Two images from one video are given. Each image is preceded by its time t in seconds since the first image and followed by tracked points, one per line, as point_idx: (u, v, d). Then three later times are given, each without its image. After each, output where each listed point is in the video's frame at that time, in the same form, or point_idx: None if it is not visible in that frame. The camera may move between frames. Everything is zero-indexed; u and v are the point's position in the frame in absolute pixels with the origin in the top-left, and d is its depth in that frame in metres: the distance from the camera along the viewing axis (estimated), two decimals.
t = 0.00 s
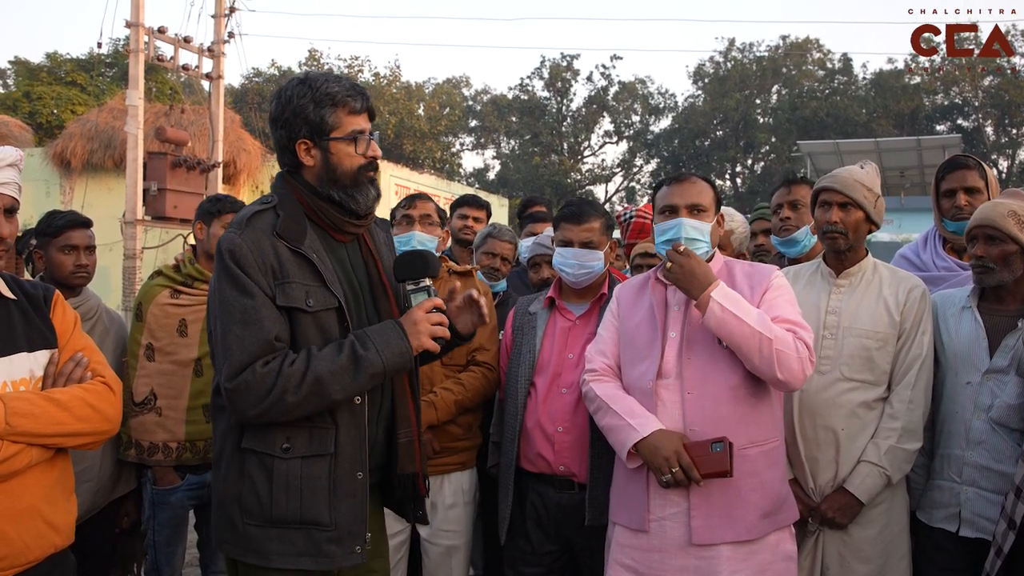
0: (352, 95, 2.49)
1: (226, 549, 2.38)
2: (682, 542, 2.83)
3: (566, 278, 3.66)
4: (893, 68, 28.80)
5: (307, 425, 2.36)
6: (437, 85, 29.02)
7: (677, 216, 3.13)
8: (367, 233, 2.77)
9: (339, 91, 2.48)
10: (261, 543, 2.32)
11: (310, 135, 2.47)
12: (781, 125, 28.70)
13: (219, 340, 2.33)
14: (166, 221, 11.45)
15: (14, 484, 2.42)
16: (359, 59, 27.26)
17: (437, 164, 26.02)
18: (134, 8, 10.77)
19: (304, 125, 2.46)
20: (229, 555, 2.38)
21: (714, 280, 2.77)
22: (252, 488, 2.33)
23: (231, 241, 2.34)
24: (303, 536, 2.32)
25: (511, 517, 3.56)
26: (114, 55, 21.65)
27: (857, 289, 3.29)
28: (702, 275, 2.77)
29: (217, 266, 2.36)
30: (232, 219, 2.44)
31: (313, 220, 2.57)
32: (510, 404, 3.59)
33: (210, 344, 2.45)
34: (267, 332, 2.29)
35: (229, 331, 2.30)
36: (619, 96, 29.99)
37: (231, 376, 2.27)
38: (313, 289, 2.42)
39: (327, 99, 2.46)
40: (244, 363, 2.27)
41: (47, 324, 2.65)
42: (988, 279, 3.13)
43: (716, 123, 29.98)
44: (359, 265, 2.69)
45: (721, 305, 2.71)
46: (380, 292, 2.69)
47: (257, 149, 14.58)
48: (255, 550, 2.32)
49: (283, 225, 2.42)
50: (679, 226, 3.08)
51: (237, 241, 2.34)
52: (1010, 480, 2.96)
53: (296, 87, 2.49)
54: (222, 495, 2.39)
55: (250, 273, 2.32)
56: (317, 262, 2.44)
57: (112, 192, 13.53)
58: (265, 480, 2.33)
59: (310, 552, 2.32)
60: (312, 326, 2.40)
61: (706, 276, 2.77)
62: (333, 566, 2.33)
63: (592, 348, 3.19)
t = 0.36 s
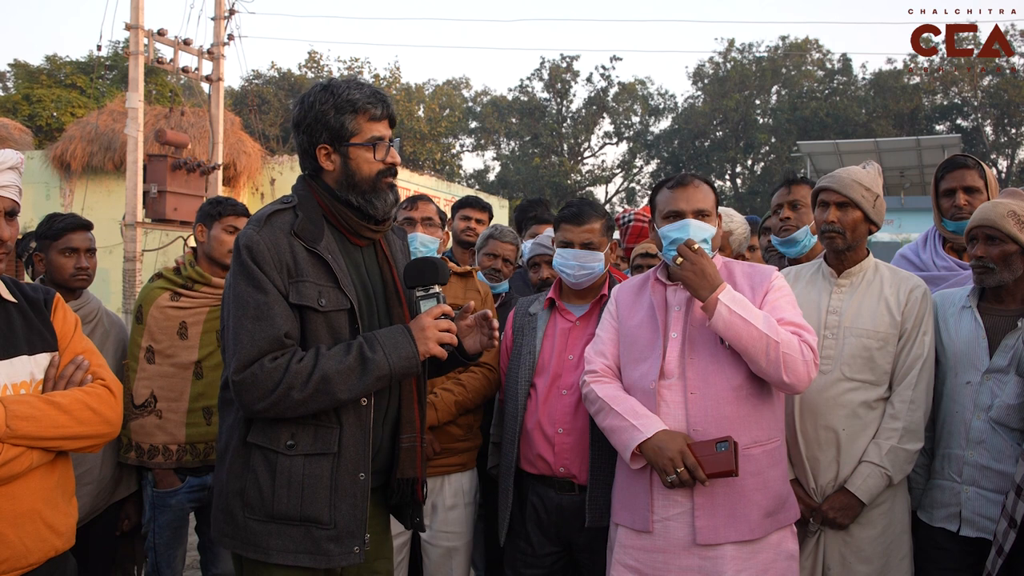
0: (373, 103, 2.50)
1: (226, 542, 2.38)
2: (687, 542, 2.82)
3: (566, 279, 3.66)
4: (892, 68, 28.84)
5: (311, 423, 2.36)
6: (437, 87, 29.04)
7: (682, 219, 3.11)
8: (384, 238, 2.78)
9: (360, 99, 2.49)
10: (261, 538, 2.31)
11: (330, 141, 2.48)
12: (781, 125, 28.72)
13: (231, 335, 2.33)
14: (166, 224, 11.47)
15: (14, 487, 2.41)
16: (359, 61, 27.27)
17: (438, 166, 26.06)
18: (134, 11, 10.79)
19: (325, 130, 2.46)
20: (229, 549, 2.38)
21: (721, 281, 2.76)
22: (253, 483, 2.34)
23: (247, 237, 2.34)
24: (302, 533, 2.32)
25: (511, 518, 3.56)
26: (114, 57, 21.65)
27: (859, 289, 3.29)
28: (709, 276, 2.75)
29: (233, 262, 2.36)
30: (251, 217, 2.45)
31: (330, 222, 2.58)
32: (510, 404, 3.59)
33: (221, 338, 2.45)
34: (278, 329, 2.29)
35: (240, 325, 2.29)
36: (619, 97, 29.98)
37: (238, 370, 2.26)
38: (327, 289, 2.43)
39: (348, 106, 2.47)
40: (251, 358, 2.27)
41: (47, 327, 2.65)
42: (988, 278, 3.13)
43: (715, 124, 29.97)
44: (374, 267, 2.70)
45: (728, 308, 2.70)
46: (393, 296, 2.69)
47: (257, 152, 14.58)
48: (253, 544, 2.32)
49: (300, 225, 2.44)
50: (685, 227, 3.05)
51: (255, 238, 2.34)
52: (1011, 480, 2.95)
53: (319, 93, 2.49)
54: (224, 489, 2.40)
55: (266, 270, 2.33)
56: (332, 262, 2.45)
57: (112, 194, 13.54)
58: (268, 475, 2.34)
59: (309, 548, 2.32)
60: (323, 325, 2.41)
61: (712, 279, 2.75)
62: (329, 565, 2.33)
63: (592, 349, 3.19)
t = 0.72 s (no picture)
0: (353, 100, 2.49)
1: (247, 546, 2.39)
2: (692, 541, 2.83)
3: (565, 279, 3.66)
4: (890, 67, 28.88)
5: (319, 421, 2.37)
6: (435, 87, 29.03)
7: (682, 220, 3.10)
8: (378, 234, 2.77)
9: (341, 97, 2.48)
10: (282, 538, 2.34)
11: (313, 140, 2.48)
12: (779, 125, 28.75)
13: (230, 339, 2.34)
14: (164, 225, 11.49)
15: (12, 488, 2.41)
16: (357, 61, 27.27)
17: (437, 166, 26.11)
18: (132, 12, 10.78)
19: (308, 129, 2.47)
20: (249, 553, 2.39)
21: (724, 284, 2.76)
22: (269, 484, 2.35)
23: (239, 242, 2.35)
24: (322, 530, 2.34)
25: (511, 518, 3.56)
26: (112, 58, 21.62)
27: (858, 288, 3.29)
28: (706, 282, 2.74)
29: (227, 267, 2.37)
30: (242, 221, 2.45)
31: (321, 221, 2.58)
32: (509, 405, 3.59)
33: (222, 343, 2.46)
34: (275, 329, 2.29)
35: (239, 327, 2.31)
36: (618, 97, 29.96)
37: (239, 373, 2.29)
38: (323, 287, 2.42)
39: (329, 104, 2.47)
40: (252, 359, 2.28)
41: (46, 328, 2.64)
42: (986, 277, 3.13)
43: (714, 124, 29.94)
44: (370, 263, 2.69)
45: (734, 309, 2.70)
46: (392, 290, 2.68)
47: (256, 152, 14.58)
48: (274, 545, 2.34)
49: (290, 225, 2.43)
50: (686, 229, 3.05)
51: (247, 242, 2.35)
52: (1009, 477, 2.95)
53: (300, 94, 2.50)
54: (241, 493, 2.40)
55: (260, 272, 2.33)
56: (326, 260, 2.45)
57: (110, 195, 13.52)
58: (282, 476, 2.34)
59: (329, 545, 2.34)
60: (321, 322, 2.41)
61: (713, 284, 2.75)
62: (352, 559, 2.35)
63: (593, 350, 3.18)
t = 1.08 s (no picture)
0: (345, 100, 2.49)
1: (247, 546, 2.40)
2: (696, 540, 2.83)
3: (562, 276, 3.66)
4: (887, 65, 28.91)
5: (316, 421, 2.37)
6: (433, 86, 29.00)
7: (710, 212, 3.14)
8: (373, 232, 2.77)
9: (332, 97, 2.48)
10: (282, 539, 2.34)
11: (305, 141, 2.48)
12: (777, 123, 28.79)
13: (226, 342, 2.35)
14: (161, 224, 11.48)
15: (9, 486, 2.41)
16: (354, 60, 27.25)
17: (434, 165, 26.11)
18: (128, 11, 10.76)
19: (300, 131, 2.46)
20: (251, 553, 2.40)
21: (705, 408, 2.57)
22: (268, 484, 2.35)
23: (232, 245, 2.35)
24: (323, 531, 2.34)
25: (509, 515, 3.55)
26: (108, 57, 21.56)
27: (855, 285, 3.29)
28: (689, 420, 2.54)
29: (222, 271, 2.37)
30: (235, 224, 2.45)
31: (314, 221, 2.57)
32: (507, 404, 3.58)
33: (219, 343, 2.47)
34: (270, 331, 2.30)
35: (234, 331, 2.32)
36: (615, 95, 29.99)
37: (235, 376, 2.29)
38: (317, 288, 2.42)
39: (320, 105, 2.46)
40: (247, 363, 2.29)
41: (42, 326, 2.64)
42: (981, 273, 3.13)
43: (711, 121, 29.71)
44: (365, 262, 2.68)
45: (729, 413, 2.60)
46: (387, 288, 2.68)
47: (253, 151, 14.55)
48: (274, 546, 2.35)
49: (283, 227, 2.43)
50: (712, 222, 3.08)
51: (240, 245, 2.35)
52: (1004, 474, 2.96)
53: (291, 95, 2.49)
54: (240, 493, 2.40)
55: (253, 275, 2.33)
56: (320, 261, 2.44)
57: (107, 195, 13.49)
58: (280, 477, 2.34)
59: (330, 544, 2.35)
60: (317, 323, 2.41)
61: (694, 414, 2.55)
62: (353, 557, 2.36)
63: (609, 340, 3.19)
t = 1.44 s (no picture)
0: (342, 100, 2.48)
1: (236, 544, 2.40)
2: (706, 541, 2.84)
3: (563, 275, 3.65)
4: (886, 63, 28.94)
5: (308, 421, 2.37)
6: (431, 85, 28.98)
7: (743, 212, 3.12)
8: (370, 233, 2.77)
9: (329, 96, 2.47)
10: (270, 538, 2.34)
11: (303, 141, 2.48)
12: (776, 121, 28.82)
13: (218, 338, 2.35)
14: (159, 224, 11.49)
15: (8, 485, 2.40)
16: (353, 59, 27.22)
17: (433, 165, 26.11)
18: (127, 10, 10.74)
19: (296, 130, 2.46)
20: (240, 551, 2.40)
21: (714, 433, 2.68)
22: (257, 483, 2.35)
23: (228, 242, 2.35)
24: (310, 531, 2.34)
25: (507, 514, 3.55)
26: (106, 57, 21.53)
27: (855, 283, 3.29)
28: (701, 453, 2.67)
29: (217, 268, 2.37)
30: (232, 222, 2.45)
31: (311, 221, 2.57)
32: (506, 402, 3.58)
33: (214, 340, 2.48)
34: (263, 330, 2.30)
35: (226, 328, 2.31)
36: (614, 94, 30.01)
37: (227, 374, 2.29)
38: (313, 288, 2.42)
39: (318, 104, 2.45)
40: (239, 360, 2.29)
41: (40, 325, 2.63)
42: (981, 272, 3.13)
43: (710, 121, 29.81)
44: (361, 262, 2.68)
45: (743, 437, 2.67)
46: (382, 289, 2.68)
47: (252, 151, 14.55)
48: (262, 546, 2.35)
49: (280, 225, 2.42)
50: (747, 223, 3.06)
51: (236, 243, 2.35)
52: (1002, 472, 2.96)
53: (289, 95, 2.49)
54: (230, 492, 2.41)
55: (247, 272, 2.33)
56: (316, 261, 2.43)
57: (106, 194, 13.47)
58: (269, 475, 2.34)
59: (316, 545, 2.34)
60: (310, 322, 2.41)
61: (704, 445, 2.67)
62: (340, 559, 2.36)
63: (635, 335, 3.21)
